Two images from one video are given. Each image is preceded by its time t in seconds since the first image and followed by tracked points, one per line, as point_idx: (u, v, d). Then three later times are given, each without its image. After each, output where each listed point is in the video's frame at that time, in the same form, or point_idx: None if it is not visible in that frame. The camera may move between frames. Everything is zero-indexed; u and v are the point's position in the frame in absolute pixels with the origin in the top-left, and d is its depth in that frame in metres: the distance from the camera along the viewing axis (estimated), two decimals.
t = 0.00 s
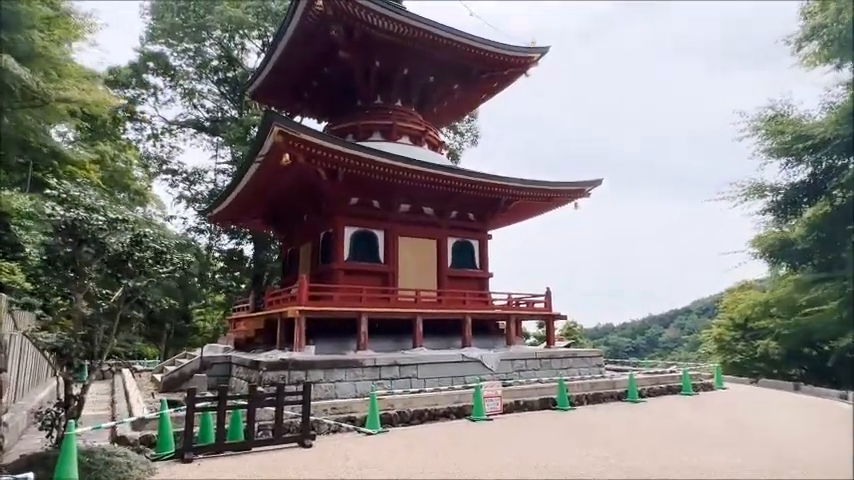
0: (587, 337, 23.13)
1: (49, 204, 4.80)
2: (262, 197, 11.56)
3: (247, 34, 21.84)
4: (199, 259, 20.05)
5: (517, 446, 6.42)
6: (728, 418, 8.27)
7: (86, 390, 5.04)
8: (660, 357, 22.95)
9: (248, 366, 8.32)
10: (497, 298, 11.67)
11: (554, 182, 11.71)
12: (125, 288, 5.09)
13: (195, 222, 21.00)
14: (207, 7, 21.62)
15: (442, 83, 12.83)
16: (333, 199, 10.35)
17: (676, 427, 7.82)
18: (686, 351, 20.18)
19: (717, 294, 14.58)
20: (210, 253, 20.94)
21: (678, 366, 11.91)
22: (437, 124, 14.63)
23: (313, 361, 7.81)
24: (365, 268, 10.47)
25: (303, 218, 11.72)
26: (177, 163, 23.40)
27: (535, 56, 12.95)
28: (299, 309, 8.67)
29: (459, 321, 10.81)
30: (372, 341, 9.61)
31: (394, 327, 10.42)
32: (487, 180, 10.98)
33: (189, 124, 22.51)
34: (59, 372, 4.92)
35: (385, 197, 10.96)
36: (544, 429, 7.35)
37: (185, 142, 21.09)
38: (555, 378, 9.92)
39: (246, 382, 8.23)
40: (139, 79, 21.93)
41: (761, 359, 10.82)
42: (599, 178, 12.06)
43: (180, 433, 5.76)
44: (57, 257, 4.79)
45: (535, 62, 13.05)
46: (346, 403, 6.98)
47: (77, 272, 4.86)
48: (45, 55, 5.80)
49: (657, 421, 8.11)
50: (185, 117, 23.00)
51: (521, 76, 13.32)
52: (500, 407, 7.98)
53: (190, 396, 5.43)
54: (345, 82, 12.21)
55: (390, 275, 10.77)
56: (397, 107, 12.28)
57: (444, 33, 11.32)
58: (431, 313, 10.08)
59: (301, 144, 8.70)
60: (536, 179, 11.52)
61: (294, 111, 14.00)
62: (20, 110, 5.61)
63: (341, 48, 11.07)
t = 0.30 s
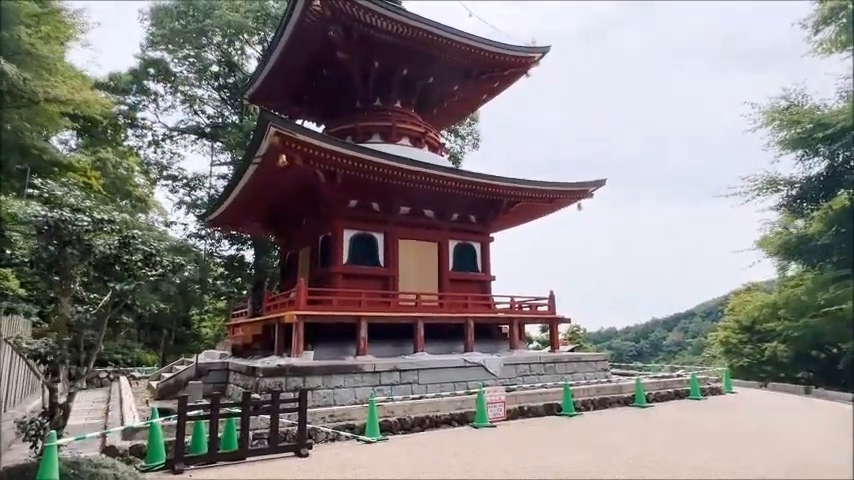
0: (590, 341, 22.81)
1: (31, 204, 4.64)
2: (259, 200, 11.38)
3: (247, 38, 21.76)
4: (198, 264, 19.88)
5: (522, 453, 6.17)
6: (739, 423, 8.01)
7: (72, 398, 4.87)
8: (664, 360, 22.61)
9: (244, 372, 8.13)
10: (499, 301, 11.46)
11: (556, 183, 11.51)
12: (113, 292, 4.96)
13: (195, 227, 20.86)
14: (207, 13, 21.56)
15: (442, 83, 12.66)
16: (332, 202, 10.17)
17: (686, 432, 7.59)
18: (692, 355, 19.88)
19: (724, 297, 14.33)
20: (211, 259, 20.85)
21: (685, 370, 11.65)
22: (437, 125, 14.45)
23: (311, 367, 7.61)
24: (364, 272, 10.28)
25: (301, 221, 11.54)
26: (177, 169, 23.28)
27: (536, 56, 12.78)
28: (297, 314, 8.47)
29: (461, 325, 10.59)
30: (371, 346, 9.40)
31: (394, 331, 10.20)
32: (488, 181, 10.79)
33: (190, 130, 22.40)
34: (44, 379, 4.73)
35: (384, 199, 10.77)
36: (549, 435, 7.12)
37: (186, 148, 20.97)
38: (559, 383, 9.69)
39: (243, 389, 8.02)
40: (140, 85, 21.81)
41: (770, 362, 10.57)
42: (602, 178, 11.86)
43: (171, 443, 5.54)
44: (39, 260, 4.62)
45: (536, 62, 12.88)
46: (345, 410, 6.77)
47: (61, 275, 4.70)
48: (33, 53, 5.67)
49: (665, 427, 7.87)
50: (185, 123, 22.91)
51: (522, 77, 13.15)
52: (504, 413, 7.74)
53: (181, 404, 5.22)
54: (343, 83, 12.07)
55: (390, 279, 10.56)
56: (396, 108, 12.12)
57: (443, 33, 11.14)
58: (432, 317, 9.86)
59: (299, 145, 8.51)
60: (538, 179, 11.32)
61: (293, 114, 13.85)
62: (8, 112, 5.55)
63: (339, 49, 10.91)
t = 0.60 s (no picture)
0: (595, 345, 22.48)
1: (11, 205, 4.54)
2: (257, 203, 11.23)
3: (247, 42, 21.67)
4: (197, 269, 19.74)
5: (524, 460, 5.95)
6: (749, 427, 7.76)
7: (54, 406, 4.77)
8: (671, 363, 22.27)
9: (240, 378, 7.95)
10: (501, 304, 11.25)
11: (558, 183, 11.31)
12: (99, 295, 4.92)
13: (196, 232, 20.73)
14: (206, 17, 21.50)
15: (441, 84, 12.48)
16: (330, 203, 10.01)
17: (694, 437, 7.36)
18: (699, 357, 19.56)
19: (731, 298, 14.08)
20: (212, 263, 20.68)
21: (692, 373, 11.39)
22: (437, 126, 14.29)
23: (308, 372, 7.44)
24: (363, 275, 10.10)
25: (300, 223, 11.38)
26: (178, 173, 23.19)
27: (536, 55, 12.59)
28: (294, 318, 8.29)
29: (462, 328, 10.39)
30: (371, 350, 9.20)
31: (394, 335, 10.00)
32: (489, 181, 10.61)
33: (190, 135, 22.31)
34: (25, 387, 4.59)
35: (384, 200, 10.60)
36: (553, 441, 6.91)
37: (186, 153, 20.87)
38: (563, 387, 9.46)
39: (239, 395, 7.83)
40: (140, 91, 21.70)
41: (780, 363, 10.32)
42: (605, 178, 11.66)
43: (161, 452, 5.35)
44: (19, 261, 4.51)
45: (537, 61, 12.68)
46: (342, 417, 6.58)
47: (45, 279, 4.62)
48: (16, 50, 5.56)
49: (673, 432, 7.64)
50: (186, 128, 22.82)
51: (523, 76, 12.98)
52: (507, 418, 7.51)
53: (170, 412, 5.03)
54: (341, 84, 11.92)
55: (390, 282, 10.38)
56: (396, 109, 11.96)
57: (443, 32, 10.96)
58: (433, 320, 9.66)
59: (295, 145, 8.36)
60: (540, 179, 11.11)
61: (291, 116, 13.72)
62: None
63: (337, 48, 10.76)
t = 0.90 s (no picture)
0: (599, 347, 22.24)
1: None
2: (256, 204, 11.08)
3: (247, 44, 21.57)
4: (198, 271, 19.65)
5: (526, 467, 5.74)
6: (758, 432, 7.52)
7: (36, 411, 4.81)
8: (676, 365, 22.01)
9: (236, 381, 7.77)
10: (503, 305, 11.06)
11: (561, 182, 11.11)
12: (82, 296, 5.37)
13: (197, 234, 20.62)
14: (206, 19, 21.43)
15: (441, 83, 12.32)
16: (329, 204, 9.84)
17: (701, 442, 7.14)
18: (704, 360, 19.30)
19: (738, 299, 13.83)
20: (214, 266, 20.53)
21: (699, 376, 11.17)
22: (438, 126, 14.12)
23: (304, 375, 7.26)
24: (363, 276, 9.93)
25: (299, 225, 11.23)
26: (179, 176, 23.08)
27: (538, 54, 12.41)
28: (291, 321, 8.13)
29: (463, 330, 10.19)
30: (370, 353, 9.01)
31: (394, 338, 9.82)
32: (490, 181, 10.43)
33: (192, 138, 22.22)
34: (7, 393, 4.60)
35: (383, 201, 10.44)
36: (555, 446, 6.70)
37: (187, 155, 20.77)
38: (567, 390, 9.25)
39: (234, 399, 7.65)
40: (142, 93, 21.58)
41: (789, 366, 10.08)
42: (608, 178, 11.46)
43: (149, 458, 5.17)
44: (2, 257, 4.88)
45: (538, 60, 12.50)
46: (338, 422, 6.40)
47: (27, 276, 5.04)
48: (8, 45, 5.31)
49: (679, 436, 7.43)
50: (188, 131, 22.72)
51: (524, 75, 12.80)
52: (508, 423, 7.30)
53: (159, 417, 4.86)
54: (340, 84, 11.77)
55: (389, 283, 10.21)
56: (395, 108, 11.80)
57: (443, 30, 10.80)
58: (433, 322, 9.47)
59: (291, 144, 8.19)
60: (542, 179, 10.92)
61: (289, 116, 13.59)
62: None
63: (335, 47, 10.62)
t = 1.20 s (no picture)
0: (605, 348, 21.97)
1: None
2: (255, 202, 10.91)
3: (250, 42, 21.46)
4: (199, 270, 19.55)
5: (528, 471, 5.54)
6: (768, 434, 7.29)
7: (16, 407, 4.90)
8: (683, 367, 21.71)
9: (232, 381, 7.60)
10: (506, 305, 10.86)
11: (565, 179, 10.90)
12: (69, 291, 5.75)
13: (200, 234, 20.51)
14: (208, 17, 21.32)
15: (444, 79, 12.13)
16: (329, 201, 9.66)
17: (708, 445, 6.92)
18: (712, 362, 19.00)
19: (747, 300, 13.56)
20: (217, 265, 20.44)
21: (707, 377, 10.93)
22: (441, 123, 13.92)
23: (301, 375, 7.09)
24: (363, 274, 9.76)
25: (299, 223, 11.06)
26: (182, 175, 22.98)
27: (542, 49, 12.19)
28: (289, 319, 7.96)
29: (465, 330, 10.00)
30: (370, 352, 8.84)
31: (394, 337, 9.64)
32: (494, 178, 10.23)
33: (195, 137, 22.12)
34: None
35: (384, 198, 10.26)
36: (558, 449, 6.50)
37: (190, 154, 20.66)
38: (571, 392, 9.04)
39: (230, 399, 7.49)
40: (145, 93, 21.46)
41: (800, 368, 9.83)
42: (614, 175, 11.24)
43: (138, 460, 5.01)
44: None
45: (543, 55, 12.29)
46: (335, 423, 6.21)
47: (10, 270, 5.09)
48: None
49: (686, 439, 7.21)
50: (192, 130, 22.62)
51: (529, 71, 12.60)
52: (511, 425, 7.10)
53: (147, 418, 4.69)
54: (341, 80, 11.62)
55: (390, 282, 10.03)
56: (397, 104, 11.64)
57: (445, 25, 10.61)
58: (434, 322, 9.28)
59: (289, 140, 8.03)
60: (546, 175, 10.71)
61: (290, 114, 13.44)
62: None
63: (335, 42, 10.46)
